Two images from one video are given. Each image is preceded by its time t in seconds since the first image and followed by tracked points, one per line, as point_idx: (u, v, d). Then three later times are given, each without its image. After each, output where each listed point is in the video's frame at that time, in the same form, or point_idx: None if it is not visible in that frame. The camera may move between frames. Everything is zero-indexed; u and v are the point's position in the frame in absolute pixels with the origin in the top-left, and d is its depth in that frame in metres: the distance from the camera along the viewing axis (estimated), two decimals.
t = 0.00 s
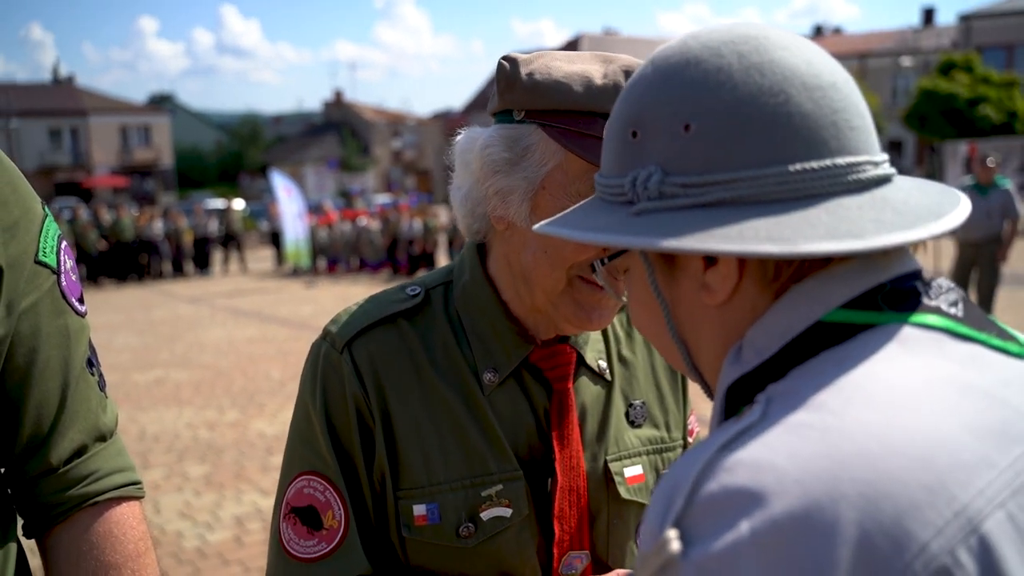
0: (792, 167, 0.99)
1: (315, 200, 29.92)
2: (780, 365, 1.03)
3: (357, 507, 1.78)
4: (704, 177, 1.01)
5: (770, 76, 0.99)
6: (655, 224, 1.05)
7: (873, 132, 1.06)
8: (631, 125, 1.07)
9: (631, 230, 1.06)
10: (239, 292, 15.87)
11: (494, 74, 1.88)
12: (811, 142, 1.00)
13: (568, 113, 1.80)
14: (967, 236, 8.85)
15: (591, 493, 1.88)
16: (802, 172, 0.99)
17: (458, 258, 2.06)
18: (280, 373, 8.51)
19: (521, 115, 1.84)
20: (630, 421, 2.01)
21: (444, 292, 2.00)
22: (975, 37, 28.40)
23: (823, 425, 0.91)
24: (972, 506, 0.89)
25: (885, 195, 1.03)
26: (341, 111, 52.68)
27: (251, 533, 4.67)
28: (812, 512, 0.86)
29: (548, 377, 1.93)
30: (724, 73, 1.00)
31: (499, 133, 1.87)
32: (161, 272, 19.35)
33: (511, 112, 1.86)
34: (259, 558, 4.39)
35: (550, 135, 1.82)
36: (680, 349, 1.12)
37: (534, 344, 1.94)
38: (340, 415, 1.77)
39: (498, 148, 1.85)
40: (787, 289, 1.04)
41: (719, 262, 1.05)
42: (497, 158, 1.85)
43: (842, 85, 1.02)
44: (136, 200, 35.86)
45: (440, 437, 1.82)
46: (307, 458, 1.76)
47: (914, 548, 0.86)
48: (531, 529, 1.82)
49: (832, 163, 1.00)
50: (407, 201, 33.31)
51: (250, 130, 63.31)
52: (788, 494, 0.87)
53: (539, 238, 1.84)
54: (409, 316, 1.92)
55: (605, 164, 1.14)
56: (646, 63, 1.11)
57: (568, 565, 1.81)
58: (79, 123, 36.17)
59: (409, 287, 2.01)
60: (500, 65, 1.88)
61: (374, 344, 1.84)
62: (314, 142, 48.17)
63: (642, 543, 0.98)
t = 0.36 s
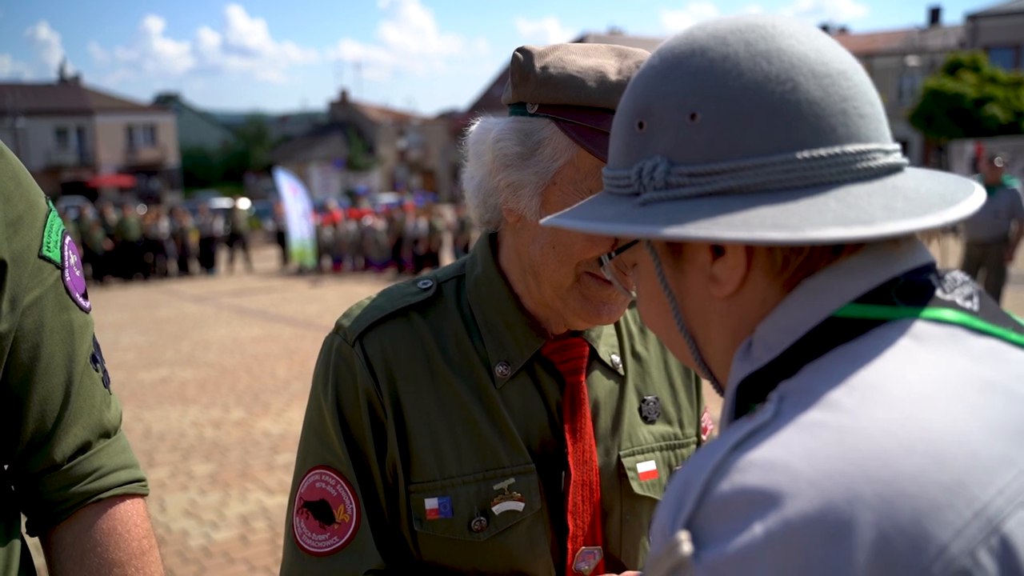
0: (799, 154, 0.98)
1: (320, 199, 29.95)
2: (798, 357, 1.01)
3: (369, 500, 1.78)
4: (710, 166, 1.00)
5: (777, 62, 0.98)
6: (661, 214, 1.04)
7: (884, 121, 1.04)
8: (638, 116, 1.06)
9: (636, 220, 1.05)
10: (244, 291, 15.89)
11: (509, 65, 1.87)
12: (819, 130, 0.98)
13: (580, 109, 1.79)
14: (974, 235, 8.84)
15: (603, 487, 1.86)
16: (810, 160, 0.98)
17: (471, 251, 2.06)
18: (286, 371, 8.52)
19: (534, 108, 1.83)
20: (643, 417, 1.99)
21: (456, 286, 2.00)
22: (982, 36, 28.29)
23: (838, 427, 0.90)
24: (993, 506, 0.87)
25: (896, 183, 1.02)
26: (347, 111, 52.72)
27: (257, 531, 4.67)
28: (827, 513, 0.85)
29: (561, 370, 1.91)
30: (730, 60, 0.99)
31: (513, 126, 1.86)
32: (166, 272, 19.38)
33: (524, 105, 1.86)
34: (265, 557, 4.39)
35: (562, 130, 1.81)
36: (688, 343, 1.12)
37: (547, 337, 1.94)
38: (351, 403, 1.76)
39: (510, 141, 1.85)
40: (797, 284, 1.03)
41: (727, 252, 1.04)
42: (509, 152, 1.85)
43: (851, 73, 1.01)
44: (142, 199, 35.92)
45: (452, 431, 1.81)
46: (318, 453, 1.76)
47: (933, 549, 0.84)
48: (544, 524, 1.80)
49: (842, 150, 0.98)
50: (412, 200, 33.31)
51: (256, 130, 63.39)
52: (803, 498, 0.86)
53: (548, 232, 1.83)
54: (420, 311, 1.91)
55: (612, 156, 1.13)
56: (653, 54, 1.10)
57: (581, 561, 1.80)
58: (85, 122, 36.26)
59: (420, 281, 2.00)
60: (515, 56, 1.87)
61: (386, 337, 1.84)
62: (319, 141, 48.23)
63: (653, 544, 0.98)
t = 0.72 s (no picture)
0: (823, 146, 0.96)
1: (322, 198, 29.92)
2: (816, 358, 1.00)
3: (381, 495, 1.77)
4: (730, 157, 0.99)
5: (799, 51, 0.97)
6: (679, 206, 1.03)
7: (910, 111, 1.03)
8: (655, 107, 1.05)
9: (654, 214, 1.04)
10: (247, 290, 15.89)
11: (528, 62, 1.85)
12: (843, 119, 0.97)
13: (602, 113, 1.77)
14: (979, 235, 8.77)
15: (616, 481, 1.85)
16: (835, 152, 0.96)
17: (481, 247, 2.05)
18: (289, 371, 8.50)
19: (554, 109, 1.82)
20: (655, 410, 1.98)
21: (467, 280, 1.99)
22: (986, 35, 28.17)
23: (864, 426, 0.89)
24: None
25: (922, 175, 1.00)
26: (349, 110, 52.73)
27: (261, 531, 4.65)
28: (856, 518, 0.84)
29: (572, 362, 1.91)
30: (750, 50, 0.98)
31: (530, 126, 1.85)
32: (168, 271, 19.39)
33: (543, 104, 1.84)
34: (269, 556, 4.37)
35: (581, 133, 1.79)
36: (707, 339, 1.11)
37: (557, 331, 1.92)
38: (363, 400, 1.76)
39: (529, 144, 1.84)
40: (819, 279, 1.02)
41: (747, 246, 1.03)
42: (529, 155, 1.84)
43: (874, 62, 1.00)
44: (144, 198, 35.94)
45: (463, 426, 1.80)
46: (330, 449, 1.75)
47: (967, 556, 0.83)
48: (557, 518, 1.79)
49: (867, 142, 0.97)
50: (414, 199, 33.27)
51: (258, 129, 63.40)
52: (830, 504, 0.85)
53: (562, 232, 1.82)
54: (430, 304, 1.91)
55: (629, 148, 1.12)
56: (670, 45, 1.09)
57: (595, 555, 1.79)
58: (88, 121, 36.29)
59: (431, 275, 2.00)
60: (535, 53, 1.84)
61: (397, 332, 1.83)
62: (322, 140, 48.23)
63: (673, 547, 0.96)
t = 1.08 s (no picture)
0: (854, 138, 0.95)
1: (323, 198, 29.91)
2: (842, 358, 0.99)
3: (390, 492, 1.76)
4: (756, 150, 0.99)
5: (828, 40, 0.96)
6: (703, 200, 1.02)
7: (941, 102, 1.01)
8: (678, 98, 1.04)
9: (676, 207, 1.03)
10: (248, 290, 15.88)
11: (545, 57, 1.83)
12: (873, 109, 0.95)
13: (621, 111, 1.76)
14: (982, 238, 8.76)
15: (628, 480, 1.85)
16: (865, 143, 0.95)
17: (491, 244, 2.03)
18: (291, 370, 8.49)
19: (571, 104, 1.81)
20: (666, 408, 1.96)
21: (478, 276, 1.98)
22: (988, 36, 28.14)
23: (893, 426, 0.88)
24: None
25: (954, 168, 0.98)
26: (350, 110, 52.74)
27: (263, 530, 4.65)
28: (891, 525, 0.83)
29: (583, 359, 1.90)
30: (777, 39, 0.97)
31: (547, 122, 1.84)
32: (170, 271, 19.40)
33: (559, 100, 1.83)
34: (272, 556, 4.36)
35: (600, 130, 1.78)
36: (731, 335, 1.08)
37: (568, 327, 1.91)
38: (373, 396, 1.75)
39: (547, 141, 1.83)
40: (849, 275, 0.99)
41: (773, 241, 1.01)
42: (547, 152, 1.83)
43: (905, 50, 0.98)
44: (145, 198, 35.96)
45: (475, 422, 1.79)
46: (340, 445, 1.74)
47: (1006, 565, 0.83)
48: (568, 515, 1.79)
49: (897, 133, 0.95)
50: (416, 199, 33.26)
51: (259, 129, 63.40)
52: (861, 509, 0.84)
53: (578, 230, 1.81)
54: (440, 299, 1.90)
55: (650, 141, 1.11)
56: (693, 36, 1.08)
57: (606, 552, 1.80)
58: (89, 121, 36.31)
59: (442, 271, 1.99)
60: (552, 48, 1.83)
61: (409, 327, 1.82)
62: (323, 140, 48.22)
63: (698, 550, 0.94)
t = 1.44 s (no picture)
0: (882, 128, 0.94)
1: (324, 197, 29.88)
2: (875, 359, 0.97)
3: (400, 491, 1.76)
4: (778, 144, 0.98)
5: (848, 30, 0.95)
6: (725, 197, 1.01)
7: (969, 89, 0.99)
8: (698, 96, 1.04)
9: (698, 206, 1.02)
10: (249, 289, 15.86)
11: (555, 50, 1.82)
12: (898, 98, 0.94)
13: (632, 103, 1.75)
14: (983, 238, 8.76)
15: (638, 477, 1.84)
16: (891, 134, 0.94)
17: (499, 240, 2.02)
18: (292, 369, 8.47)
19: (581, 97, 1.80)
20: (675, 405, 1.95)
21: (486, 271, 1.97)
22: (988, 36, 28.11)
23: (932, 427, 0.86)
24: None
25: (984, 156, 0.97)
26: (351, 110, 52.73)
27: (265, 530, 4.63)
28: (931, 533, 0.81)
29: (592, 354, 1.89)
30: (796, 31, 0.96)
31: (557, 115, 1.83)
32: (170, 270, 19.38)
33: (569, 93, 1.82)
34: (274, 556, 4.35)
35: (610, 122, 1.77)
36: (758, 336, 1.07)
37: (578, 323, 1.91)
38: (382, 394, 1.75)
39: (558, 133, 1.82)
40: (881, 272, 0.98)
41: (799, 238, 1.00)
42: (557, 145, 1.82)
43: (929, 38, 0.97)
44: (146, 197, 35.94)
45: (484, 419, 1.78)
46: (349, 442, 1.73)
47: None
48: (579, 512, 1.78)
49: (924, 122, 0.94)
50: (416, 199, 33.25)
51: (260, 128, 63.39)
52: (901, 516, 0.82)
53: (589, 224, 1.81)
54: (448, 295, 1.89)
55: (670, 140, 1.10)
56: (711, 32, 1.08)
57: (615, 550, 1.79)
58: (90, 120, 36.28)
59: (449, 268, 1.98)
60: (561, 41, 1.82)
61: (417, 324, 1.82)
62: (323, 139, 48.21)
63: (731, 554, 0.93)
